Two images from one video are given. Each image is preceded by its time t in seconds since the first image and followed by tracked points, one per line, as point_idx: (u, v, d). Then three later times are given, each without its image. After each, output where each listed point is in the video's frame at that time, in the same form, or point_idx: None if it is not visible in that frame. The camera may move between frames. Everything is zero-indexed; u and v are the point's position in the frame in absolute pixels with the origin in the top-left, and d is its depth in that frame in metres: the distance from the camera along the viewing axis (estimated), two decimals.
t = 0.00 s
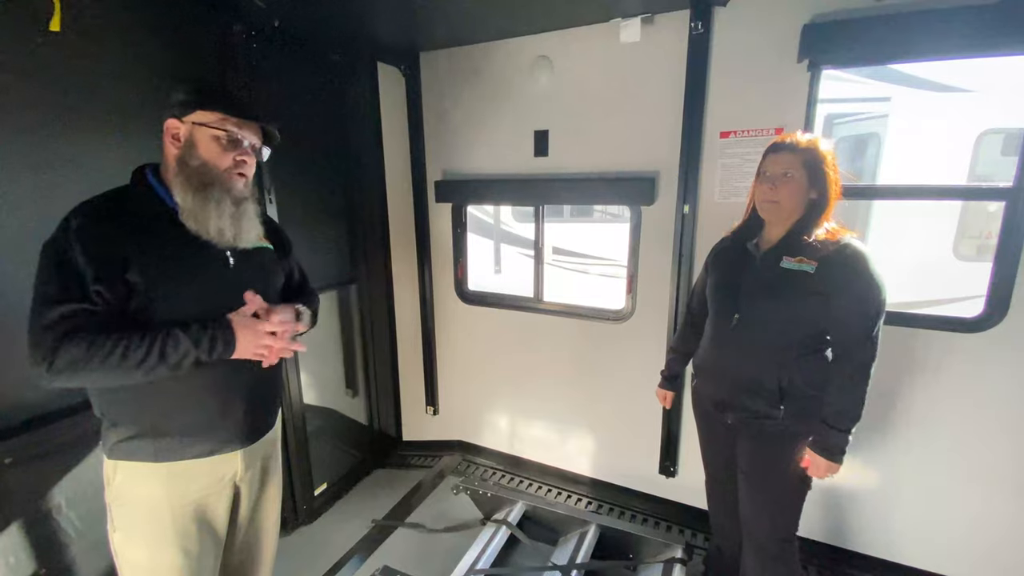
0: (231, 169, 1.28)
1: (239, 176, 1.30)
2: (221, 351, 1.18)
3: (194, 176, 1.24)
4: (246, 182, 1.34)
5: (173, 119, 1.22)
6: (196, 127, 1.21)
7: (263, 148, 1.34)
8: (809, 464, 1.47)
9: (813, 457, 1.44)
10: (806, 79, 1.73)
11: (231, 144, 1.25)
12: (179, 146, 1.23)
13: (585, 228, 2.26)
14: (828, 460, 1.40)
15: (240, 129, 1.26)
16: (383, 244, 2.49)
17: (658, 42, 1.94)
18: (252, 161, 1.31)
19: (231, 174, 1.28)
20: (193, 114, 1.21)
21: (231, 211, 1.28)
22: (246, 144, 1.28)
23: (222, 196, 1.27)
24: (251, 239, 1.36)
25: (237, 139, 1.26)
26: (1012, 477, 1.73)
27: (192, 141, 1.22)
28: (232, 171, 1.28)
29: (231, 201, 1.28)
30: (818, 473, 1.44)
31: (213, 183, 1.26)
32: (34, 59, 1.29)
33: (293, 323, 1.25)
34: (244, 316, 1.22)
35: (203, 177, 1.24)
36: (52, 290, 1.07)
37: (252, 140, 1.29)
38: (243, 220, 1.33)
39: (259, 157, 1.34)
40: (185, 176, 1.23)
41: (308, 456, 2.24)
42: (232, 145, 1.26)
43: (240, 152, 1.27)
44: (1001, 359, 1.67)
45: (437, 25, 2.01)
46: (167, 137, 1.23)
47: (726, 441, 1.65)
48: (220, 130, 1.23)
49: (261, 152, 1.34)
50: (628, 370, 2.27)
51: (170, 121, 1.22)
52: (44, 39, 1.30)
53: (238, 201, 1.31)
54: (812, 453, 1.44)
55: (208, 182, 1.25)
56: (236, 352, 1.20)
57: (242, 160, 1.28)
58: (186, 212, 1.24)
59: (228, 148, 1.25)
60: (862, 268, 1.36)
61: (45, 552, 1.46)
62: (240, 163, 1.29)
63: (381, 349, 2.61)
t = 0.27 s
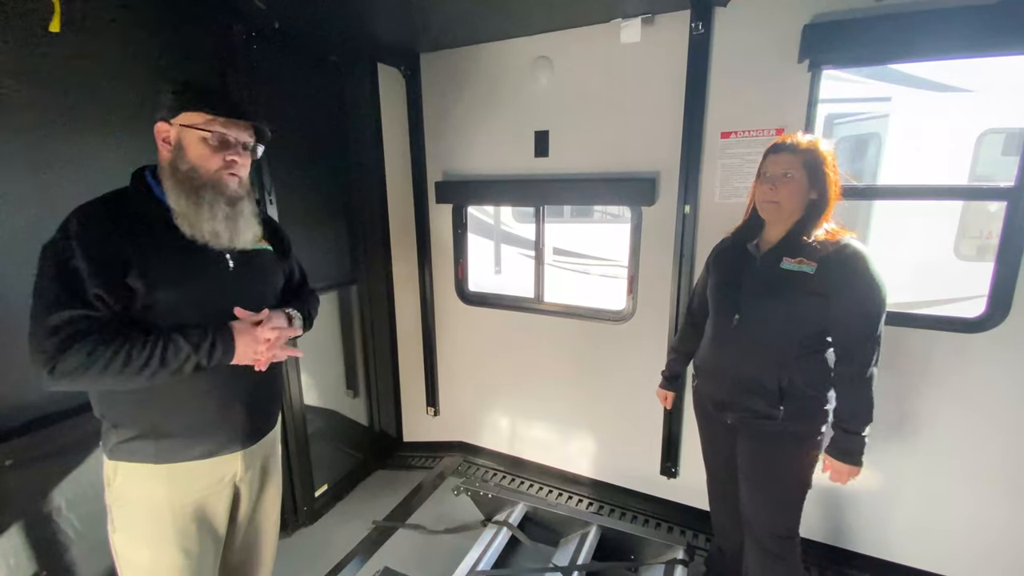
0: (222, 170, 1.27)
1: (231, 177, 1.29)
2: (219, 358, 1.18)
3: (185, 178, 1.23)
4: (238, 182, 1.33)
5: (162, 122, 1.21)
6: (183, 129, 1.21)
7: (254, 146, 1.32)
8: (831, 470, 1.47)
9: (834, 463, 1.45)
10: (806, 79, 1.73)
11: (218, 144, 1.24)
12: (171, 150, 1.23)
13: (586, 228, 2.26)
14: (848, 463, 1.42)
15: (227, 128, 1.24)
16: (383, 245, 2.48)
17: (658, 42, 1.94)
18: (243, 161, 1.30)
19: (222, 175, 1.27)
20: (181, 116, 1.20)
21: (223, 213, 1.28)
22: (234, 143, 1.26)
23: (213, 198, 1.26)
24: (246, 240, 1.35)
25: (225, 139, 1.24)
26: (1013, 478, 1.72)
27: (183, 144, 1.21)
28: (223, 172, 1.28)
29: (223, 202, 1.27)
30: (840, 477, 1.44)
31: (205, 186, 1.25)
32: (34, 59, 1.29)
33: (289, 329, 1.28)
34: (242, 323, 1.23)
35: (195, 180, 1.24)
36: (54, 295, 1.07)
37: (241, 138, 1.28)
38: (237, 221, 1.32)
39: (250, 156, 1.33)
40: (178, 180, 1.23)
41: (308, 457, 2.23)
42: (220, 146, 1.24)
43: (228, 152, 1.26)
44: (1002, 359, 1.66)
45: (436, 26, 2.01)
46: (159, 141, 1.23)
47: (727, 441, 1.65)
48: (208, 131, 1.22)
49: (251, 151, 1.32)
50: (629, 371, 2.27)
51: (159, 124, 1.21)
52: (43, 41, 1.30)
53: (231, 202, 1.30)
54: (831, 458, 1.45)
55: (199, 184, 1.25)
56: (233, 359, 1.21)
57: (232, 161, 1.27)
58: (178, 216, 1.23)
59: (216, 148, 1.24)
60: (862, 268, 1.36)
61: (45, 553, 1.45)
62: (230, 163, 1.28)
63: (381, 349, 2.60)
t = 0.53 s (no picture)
0: (197, 165, 1.25)
1: (209, 173, 1.28)
2: (212, 361, 1.17)
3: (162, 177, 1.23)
4: (218, 180, 1.31)
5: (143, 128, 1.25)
6: (158, 128, 1.22)
7: (232, 141, 1.30)
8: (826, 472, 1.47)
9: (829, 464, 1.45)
10: (806, 79, 1.73)
11: (189, 138, 1.23)
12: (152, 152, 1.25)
13: (586, 229, 2.26)
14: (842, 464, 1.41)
15: (196, 121, 1.23)
16: (384, 246, 2.48)
17: (659, 43, 1.94)
18: (219, 156, 1.28)
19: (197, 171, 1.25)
20: (156, 116, 1.23)
21: (201, 209, 1.25)
22: (207, 137, 1.25)
23: (189, 194, 1.24)
24: (230, 239, 1.31)
25: (194, 132, 1.23)
26: (1013, 478, 1.72)
27: (158, 143, 1.23)
28: (199, 169, 1.26)
29: (200, 198, 1.25)
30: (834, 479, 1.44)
31: (182, 183, 1.24)
32: (34, 60, 1.29)
33: (282, 330, 1.27)
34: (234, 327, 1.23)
35: (172, 178, 1.24)
36: (49, 297, 1.07)
37: (215, 132, 1.26)
38: (218, 219, 1.28)
39: (229, 151, 1.30)
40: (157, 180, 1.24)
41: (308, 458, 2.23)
42: (192, 140, 1.23)
43: (200, 145, 1.24)
44: (1003, 360, 1.66)
45: (437, 27, 2.01)
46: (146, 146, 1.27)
47: (727, 442, 1.64)
48: (177, 125, 1.22)
49: (230, 146, 1.30)
50: (629, 372, 2.27)
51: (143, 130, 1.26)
52: (43, 42, 1.30)
53: (210, 199, 1.27)
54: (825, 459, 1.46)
55: (176, 182, 1.24)
56: (227, 363, 1.20)
57: (206, 155, 1.25)
58: (157, 215, 1.22)
59: (186, 142, 1.23)
60: (863, 270, 1.36)
61: (45, 554, 1.45)
62: (205, 157, 1.26)
63: (381, 350, 2.60)
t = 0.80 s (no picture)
0: (184, 164, 1.23)
1: (198, 171, 1.26)
2: (208, 359, 1.17)
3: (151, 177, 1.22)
4: (207, 178, 1.28)
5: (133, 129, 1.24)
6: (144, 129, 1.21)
7: (219, 137, 1.27)
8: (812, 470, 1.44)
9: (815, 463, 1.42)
10: (807, 80, 1.73)
11: (173, 137, 1.21)
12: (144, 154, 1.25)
13: (587, 230, 2.26)
14: (831, 464, 1.38)
15: (179, 118, 1.20)
16: (384, 247, 2.48)
17: (659, 44, 1.94)
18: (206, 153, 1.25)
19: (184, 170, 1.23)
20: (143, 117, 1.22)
21: (189, 208, 1.23)
22: (192, 134, 1.22)
23: (178, 194, 1.23)
24: (223, 238, 1.29)
25: (178, 129, 1.21)
26: (1013, 480, 1.72)
27: (146, 144, 1.22)
28: (187, 167, 1.24)
29: (188, 197, 1.23)
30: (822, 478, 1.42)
31: (171, 183, 1.23)
32: (35, 59, 1.29)
33: (280, 332, 1.27)
34: (233, 326, 1.23)
35: (162, 178, 1.23)
36: (48, 297, 1.08)
37: (200, 128, 1.23)
38: (209, 217, 1.27)
39: (217, 148, 1.27)
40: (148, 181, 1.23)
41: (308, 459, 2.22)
42: (177, 139, 1.21)
43: (185, 143, 1.22)
44: (1004, 361, 1.66)
45: (437, 27, 2.01)
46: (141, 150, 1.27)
47: (728, 444, 1.64)
48: (161, 124, 1.20)
49: (217, 143, 1.27)
50: (629, 374, 2.27)
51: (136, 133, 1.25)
52: (44, 42, 1.30)
53: (200, 197, 1.25)
54: (813, 458, 1.43)
55: (165, 182, 1.23)
56: (222, 362, 1.19)
57: (192, 153, 1.23)
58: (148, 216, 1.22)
59: (171, 140, 1.20)
60: (864, 270, 1.35)
61: (45, 555, 1.45)
62: (191, 155, 1.23)
63: (382, 351, 2.60)
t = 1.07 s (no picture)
0: (178, 161, 1.23)
1: (191, 169, 1.25)
2: (204, 358, 1.16)
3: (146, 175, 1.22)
4: (202, 175, 1.27)
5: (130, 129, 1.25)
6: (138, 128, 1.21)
7: (212, 134, 1.26)
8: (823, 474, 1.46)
9: (827, 466, 1.44)
10: (807, 81, 1.73)
11: (166, 134, 1.20)
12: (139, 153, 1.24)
13: (587, 230, 2.26)
14: (839, 467, 1.40)
15: (171, 116, 1.20)
16: (384, 247, 2.48)
17: (659, 45, 1.94)
18: (198, 150, 1.24)
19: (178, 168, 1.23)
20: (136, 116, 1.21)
21: (183, 206, 1.22)
22: (184, 131, 1.22)
23: (172, 191, 1.22)
24: (217, 235, 1.29)
25: (170, 127, 1.20)
26: (1013, 481, 1.72)
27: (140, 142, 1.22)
28: (181, 165, 1.23)
29: (182, 195, 1.22)
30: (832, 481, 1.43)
31: (165, 181, 1.22)
32: (35, 60, 1.29)
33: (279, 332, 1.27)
34: (232, 325, 1.22)
35: (156, 177, 1.23)
36: (46, 297, 1.08)
37: (193, 126, 1.23)
38: (203, 214, 1.26)
39: (211, 145, 1.27)
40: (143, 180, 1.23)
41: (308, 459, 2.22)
42: (170, 136, 1.21)
43: (178, 141, 1.21)
44: (1005, 362, 1.65)
45: (437, 28, 2.01)
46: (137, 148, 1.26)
47: (729, 445, 1.64)
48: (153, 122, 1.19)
49: (211, 140, 1.26)
50: (629, 375, 2.26)
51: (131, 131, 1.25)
52: (45, 42, 1.30)
53: (193, 195, 1.25)
54: (824, 461, 1.44)
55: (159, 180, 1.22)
56: (218, 360, 1.18)
57: (184, 150, 1.22)
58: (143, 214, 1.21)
59: (164, 138, 1.20)
60: (865, 272, 1.36)
61: (45, 554, 1.45)
62: (184, 153, 1.22)
63: (382, 352, 2.60)
